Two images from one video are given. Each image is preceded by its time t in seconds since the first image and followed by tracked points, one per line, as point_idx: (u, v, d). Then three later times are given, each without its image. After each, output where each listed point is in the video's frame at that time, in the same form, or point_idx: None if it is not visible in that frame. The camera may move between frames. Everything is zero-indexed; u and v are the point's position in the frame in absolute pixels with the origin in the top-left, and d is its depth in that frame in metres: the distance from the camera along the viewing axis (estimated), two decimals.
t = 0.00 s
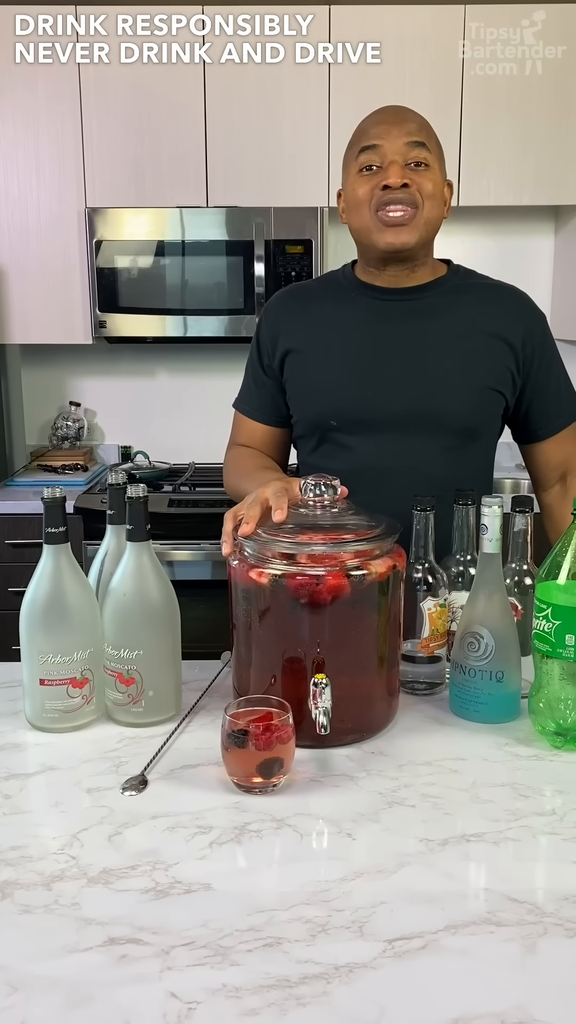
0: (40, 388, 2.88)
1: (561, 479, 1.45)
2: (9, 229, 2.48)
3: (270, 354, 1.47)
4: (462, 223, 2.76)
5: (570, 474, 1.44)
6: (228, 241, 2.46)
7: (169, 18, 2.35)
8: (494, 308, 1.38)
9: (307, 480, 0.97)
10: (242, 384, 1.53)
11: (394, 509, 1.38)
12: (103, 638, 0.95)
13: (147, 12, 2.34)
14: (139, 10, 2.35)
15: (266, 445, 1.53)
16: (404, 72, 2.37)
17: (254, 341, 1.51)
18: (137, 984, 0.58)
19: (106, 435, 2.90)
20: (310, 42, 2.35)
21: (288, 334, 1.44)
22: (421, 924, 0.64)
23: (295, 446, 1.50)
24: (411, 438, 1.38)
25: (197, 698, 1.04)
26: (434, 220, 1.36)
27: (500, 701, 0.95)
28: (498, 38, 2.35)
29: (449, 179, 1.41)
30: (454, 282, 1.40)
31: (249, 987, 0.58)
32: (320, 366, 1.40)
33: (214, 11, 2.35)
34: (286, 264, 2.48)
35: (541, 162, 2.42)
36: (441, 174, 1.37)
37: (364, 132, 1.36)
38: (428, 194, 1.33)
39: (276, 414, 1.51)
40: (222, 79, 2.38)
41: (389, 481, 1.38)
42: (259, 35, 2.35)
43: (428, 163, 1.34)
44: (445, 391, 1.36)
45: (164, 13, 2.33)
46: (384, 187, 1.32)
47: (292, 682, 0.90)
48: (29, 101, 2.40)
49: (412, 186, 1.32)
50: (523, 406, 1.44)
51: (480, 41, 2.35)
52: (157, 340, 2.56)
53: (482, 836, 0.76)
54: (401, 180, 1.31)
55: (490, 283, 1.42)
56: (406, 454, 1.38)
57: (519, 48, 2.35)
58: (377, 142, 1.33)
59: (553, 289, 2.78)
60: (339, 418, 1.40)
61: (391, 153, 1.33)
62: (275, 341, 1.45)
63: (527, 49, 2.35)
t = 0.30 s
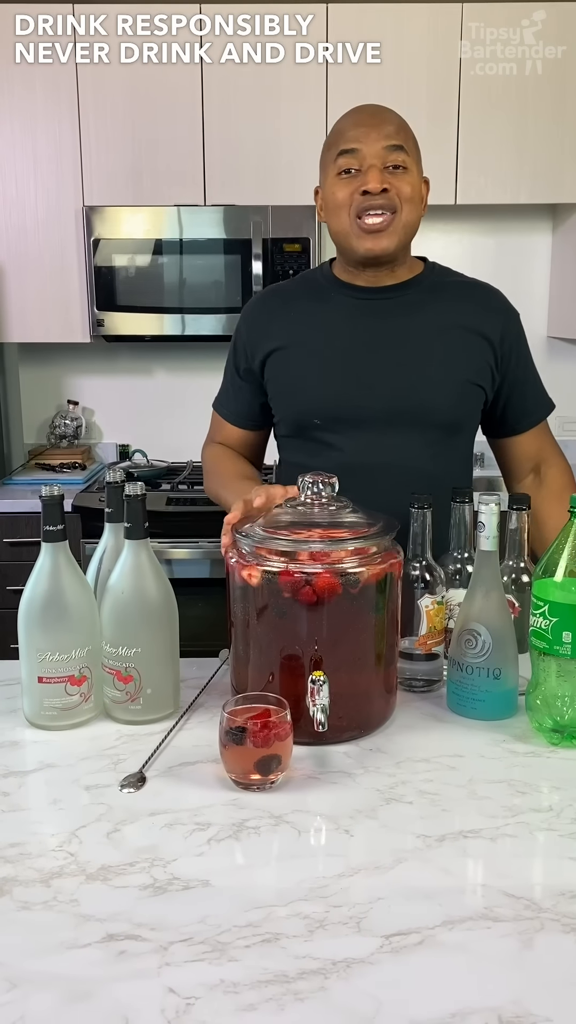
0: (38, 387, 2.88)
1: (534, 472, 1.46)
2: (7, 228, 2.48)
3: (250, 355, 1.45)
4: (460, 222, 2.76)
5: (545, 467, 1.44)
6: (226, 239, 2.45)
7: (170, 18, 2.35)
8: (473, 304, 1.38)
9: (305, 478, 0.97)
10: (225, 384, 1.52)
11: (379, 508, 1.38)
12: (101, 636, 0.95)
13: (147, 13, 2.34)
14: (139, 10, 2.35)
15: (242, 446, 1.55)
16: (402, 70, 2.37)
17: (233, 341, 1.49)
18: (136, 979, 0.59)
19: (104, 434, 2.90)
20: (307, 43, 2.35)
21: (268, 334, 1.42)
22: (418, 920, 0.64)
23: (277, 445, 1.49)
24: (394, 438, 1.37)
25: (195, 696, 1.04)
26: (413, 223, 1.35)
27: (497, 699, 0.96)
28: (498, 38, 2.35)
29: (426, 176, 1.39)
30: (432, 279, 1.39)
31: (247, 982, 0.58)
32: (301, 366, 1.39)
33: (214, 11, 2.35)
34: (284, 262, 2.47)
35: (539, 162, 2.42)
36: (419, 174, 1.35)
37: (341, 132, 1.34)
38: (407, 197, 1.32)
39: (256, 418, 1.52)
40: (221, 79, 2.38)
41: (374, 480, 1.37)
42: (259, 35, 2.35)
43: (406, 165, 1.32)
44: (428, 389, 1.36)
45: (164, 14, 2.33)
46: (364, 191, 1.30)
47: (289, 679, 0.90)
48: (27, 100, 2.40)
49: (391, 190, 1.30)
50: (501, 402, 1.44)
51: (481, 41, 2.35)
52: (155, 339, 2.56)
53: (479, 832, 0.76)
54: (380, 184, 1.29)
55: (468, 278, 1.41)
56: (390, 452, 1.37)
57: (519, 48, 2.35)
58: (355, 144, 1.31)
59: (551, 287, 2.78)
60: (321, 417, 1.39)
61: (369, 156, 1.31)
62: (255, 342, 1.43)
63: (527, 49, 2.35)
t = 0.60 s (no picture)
0: (36, 386, 2.88)
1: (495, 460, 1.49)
2: (5, 227, 2.48)
3: (217, 360, 1.44)
4: (458, 222, 2.76)
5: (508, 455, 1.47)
6: (223, 238, 2.46)
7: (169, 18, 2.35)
8: (439, 303, 1.38)
9: (302, 478, 0.97)
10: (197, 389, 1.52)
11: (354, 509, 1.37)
12: (99, 634, 0.95)
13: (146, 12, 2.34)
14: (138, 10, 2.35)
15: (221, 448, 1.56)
16: (399, 69, 2.37)
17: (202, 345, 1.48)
18: (134, 976, 0.59)
19: (102, 434, 2.91)
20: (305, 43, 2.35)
21: (235, 339, 1.41)
22: (416, 916, 0.65)
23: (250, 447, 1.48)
24: (365, 439, 1.36)
25: (193, 695, 1.05)
26: (378, 227, 1.34)
27: (494, 698, 0.96)
28: (498, 38, 2.35)
29: (390, 175, 1.38)
30: (398, 279, 1.39)
31: (245, 979, 0.59)
32: (269, 369, 1.38)
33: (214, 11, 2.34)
34: (281, 261, 2.48)
35: (537, 163, 2.42)
36: (383, 177, 1.34)
37: (305, 134, 1.32)
38: (371, 203, 1.31)
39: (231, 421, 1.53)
40: (219, 77, 2.37)
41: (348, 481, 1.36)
42: (259, 35, 2.35)
43: (370, 169, 1.31)
44: (397, 388, 1.35)
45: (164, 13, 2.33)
46: (328, 199, 1.29)
47: (287, 677, 0.90)
48: (25, 99, 2.40)
49: (356, 196, 1.29)
50: (470, 400, 1.45)
51: (480, 41, 2.35)
52: (152, 338, 2.57)
53: (476, 829, 0.76)
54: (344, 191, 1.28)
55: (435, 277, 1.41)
56: (362, 452, 1.36)
57: (519, 48, 2.35)
58: (318, 149, 1.30)
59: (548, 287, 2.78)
60: (291, 420, 1.38)
61: (333, 160, 1.30)
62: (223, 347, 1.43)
63: (527, 49, 2.36)
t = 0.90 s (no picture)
0: (36, 388, 2.88)
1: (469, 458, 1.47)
2: (5, 229, 2.49)
3: (187, 366, 1.44)
4: (457, 223, 2.76)
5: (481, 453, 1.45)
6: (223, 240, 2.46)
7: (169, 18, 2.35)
8: (405, 304, 1.39)
9: (302, 478, 0.97)
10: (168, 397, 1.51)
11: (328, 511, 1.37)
12: (99, 634, 0.96)
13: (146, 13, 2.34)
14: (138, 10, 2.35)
15: (191, 458, 1.53)
16: (399, 68, 2.37)
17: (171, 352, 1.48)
18: (135, 976, 0.59)
19: (102, 435, 2.91)
20: (304, 43, 2.35)
21: (204, 346, 1.41)
22: (416, 916, 0.65)
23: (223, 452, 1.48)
24: (337, 441, 1.36)
25: (193, 695, 1.05)
26: (342, 235, 1.35)
27: (494, 698, 0.96)
28: (498, 38, 2.35)
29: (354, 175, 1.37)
30: (364, 281, 1.39)
31: (246, 978, 0.59)
32: (240, 376, 1.38)
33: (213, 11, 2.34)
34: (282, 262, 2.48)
35: (537, 163, 2.42)
36: (347, 181, 1.34)
37: (267, 139, 1.29)
38: (335, 213, 1.31)
39: (205, 428, 1.51)
40: (218, 78, 2.38)
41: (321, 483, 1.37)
42: (259, 35, 2.35)
43: (334, 177, 1.31)
44: (366, 390, 1.36)
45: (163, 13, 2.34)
46: (290, 211, 1.29)
47: (286, 677, 0.90)
48: (24, 100, 2.41)
49: (318, 208, 1.30)
50: (438, 401, 1.45)
51: (480, 41, 2.35)
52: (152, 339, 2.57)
53: (476, 829, 0.76)
54: (306, 204, 1.28)
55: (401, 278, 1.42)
56: (335, 456, 1.36)
57: (519, 48, 2.36)
58: (280, 158, 1.28)
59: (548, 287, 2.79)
60: (263, 425, 1.38)
61: (296, 169, 1.29)
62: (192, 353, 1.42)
63: (527, 49, 2.36)
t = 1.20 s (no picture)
0: (38, 389, 2.88)
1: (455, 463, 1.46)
2: (7, 230, 2.49)
3: (164, 373, 1.42)
4: (460, 224, 2.76)
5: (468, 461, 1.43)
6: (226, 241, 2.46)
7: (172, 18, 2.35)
8: (382, 308, 1.40)
9: (306, 480, 0.97)
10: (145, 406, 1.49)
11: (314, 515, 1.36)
12: (102, 636, 0.95)
13: (149, 12, 2.34)
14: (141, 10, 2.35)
15: (162, 465, 1.53)
16: (401, 69, 2.37)
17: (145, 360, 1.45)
18: (139, 978, 0.59)
19: (104, 436, 2.91)
20: (307, 44, 2.35)
21: (184, 355, 1.39)
22: (420, 919, 0.65)
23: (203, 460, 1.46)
24: (321, 445, 1.36)
25: (197, 697, 1.05)
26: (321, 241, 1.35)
27: (497, 699, 0.96)
28: (498, 38, 2.35)
29: (330, 181, 1.38)
30: (341, 286, 1.40)
31: (249, 981, 0.59)
32: (223, 383, 1.37)
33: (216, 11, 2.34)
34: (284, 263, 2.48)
35: (539, 163, 2.42)
36: (324, 188, 1.34)
37: (244, 145, 1.29)
38: (314, 219, 1.32)
39: (179, 434, 1.50)
40: (221, 78, 2.38)
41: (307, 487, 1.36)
42: (261, 35, 2.35)
43: (312, 183, 1.31)
44: (350, 393, 1.36)
45: (165, 14, 2.34)
46: (270, 217, 1.29)
47: (290, 678, 0.90)
48: (27, 101, 2.41)
49: (298, 214, 1.30)
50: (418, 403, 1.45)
51: (481, 41, 2.35)
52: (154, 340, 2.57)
53: (480, 831, 0.76)
54: (286, 210, 1.28)
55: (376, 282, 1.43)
56: (322, 460, 1.36)
57: (519, 48, 2.36)
58: (259, 164, 1.28)
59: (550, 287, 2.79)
60: (247, 431, 1.37)
61: (275, 175, 1.29)
62: (170, 360, 1.40)
63: (527, 49, 2.36)
